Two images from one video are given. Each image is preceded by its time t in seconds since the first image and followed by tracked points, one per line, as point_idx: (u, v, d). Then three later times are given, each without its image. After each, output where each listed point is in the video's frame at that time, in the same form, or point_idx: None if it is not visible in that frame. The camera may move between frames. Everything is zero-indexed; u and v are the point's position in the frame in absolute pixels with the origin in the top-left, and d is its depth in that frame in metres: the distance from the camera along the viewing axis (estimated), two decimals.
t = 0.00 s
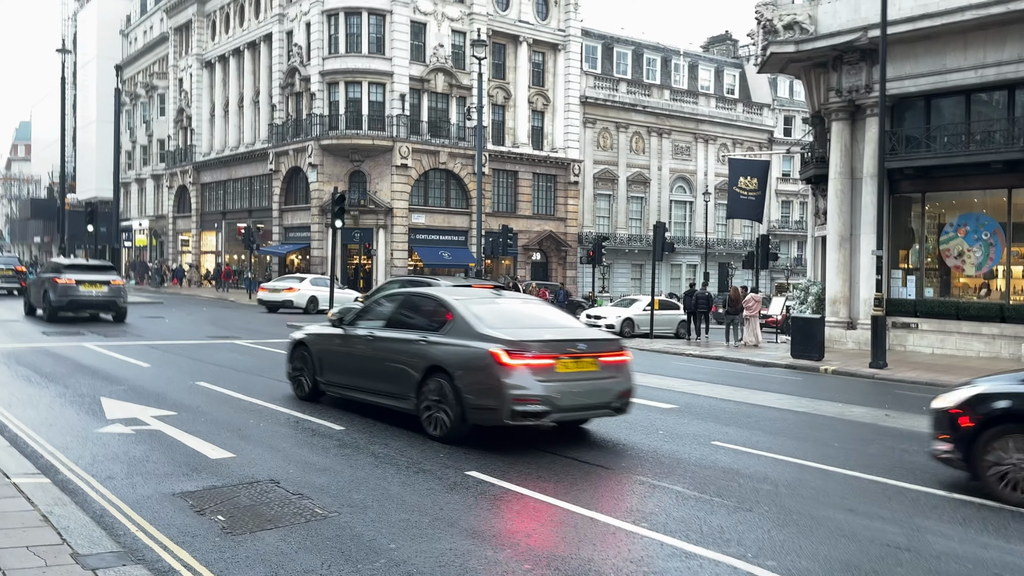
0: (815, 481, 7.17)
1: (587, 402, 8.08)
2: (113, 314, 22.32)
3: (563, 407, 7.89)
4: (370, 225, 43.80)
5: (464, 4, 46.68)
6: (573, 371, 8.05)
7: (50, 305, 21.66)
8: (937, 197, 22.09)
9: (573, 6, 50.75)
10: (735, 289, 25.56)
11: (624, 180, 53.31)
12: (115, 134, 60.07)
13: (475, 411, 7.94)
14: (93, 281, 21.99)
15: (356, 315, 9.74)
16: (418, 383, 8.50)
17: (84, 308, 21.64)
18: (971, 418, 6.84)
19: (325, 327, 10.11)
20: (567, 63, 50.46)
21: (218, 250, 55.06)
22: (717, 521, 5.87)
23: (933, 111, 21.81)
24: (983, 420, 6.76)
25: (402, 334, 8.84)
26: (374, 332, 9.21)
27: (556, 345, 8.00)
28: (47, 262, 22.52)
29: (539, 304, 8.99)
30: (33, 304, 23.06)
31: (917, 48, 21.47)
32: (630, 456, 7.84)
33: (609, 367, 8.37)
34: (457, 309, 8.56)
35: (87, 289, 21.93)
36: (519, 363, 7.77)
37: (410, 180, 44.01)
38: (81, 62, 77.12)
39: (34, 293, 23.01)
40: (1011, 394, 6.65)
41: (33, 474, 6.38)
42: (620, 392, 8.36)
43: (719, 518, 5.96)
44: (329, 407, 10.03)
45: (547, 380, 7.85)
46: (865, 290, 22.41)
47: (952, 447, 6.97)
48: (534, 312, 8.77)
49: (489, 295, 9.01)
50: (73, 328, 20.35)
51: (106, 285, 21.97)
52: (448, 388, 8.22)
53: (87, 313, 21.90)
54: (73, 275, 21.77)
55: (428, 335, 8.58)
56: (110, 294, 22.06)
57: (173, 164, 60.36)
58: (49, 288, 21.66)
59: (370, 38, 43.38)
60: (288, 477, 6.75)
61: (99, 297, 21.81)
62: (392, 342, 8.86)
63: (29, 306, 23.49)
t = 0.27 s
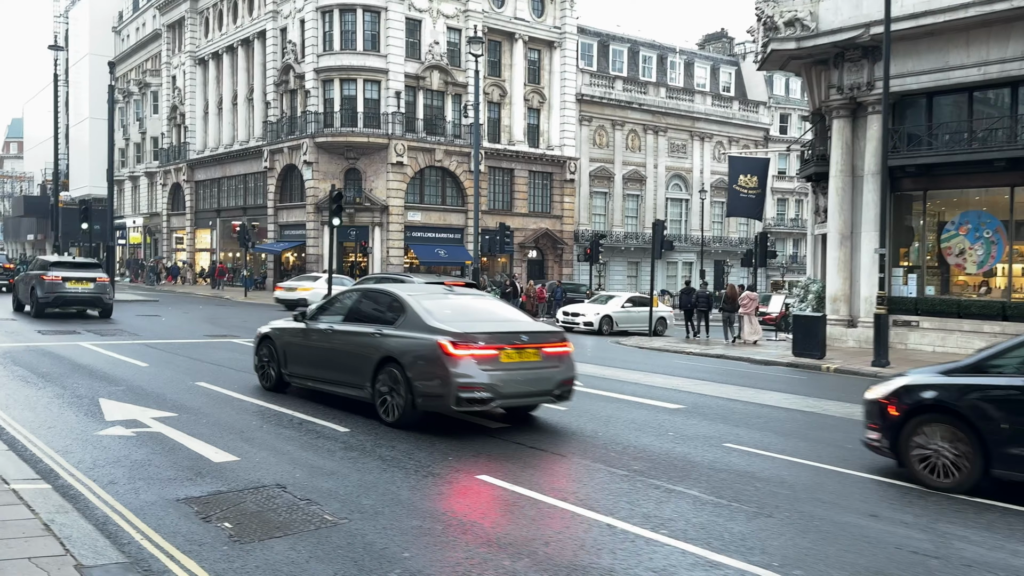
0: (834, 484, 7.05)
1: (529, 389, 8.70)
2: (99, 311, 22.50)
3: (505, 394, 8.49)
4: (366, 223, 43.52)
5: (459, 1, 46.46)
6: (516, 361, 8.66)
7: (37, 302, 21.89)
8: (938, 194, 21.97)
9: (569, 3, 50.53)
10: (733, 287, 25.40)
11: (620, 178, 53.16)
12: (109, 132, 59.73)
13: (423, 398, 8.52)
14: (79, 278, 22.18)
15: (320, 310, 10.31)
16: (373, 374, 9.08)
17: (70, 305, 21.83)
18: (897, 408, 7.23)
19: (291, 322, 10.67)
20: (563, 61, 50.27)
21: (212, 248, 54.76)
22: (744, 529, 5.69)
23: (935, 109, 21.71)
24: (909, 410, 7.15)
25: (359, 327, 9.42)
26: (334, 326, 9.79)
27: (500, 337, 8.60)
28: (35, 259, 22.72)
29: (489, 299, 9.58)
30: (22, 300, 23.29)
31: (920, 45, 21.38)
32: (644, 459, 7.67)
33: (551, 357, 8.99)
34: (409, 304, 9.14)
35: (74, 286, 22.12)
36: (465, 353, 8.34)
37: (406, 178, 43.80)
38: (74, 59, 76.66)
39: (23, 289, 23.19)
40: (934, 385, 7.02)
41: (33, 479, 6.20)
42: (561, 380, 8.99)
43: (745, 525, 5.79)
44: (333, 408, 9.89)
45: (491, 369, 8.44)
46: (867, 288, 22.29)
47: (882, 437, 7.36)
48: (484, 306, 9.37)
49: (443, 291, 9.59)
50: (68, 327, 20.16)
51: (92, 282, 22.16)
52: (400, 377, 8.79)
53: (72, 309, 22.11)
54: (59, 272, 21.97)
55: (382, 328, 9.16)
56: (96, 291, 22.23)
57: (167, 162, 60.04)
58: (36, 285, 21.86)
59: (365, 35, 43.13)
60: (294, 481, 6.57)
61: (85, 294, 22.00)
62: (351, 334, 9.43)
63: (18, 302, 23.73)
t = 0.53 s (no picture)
0: (851, 487, 6.93)
1: (487, 379, 9.24)
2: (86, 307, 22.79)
3: (464, 384, 9.02)
4: (362, 221, 43.28)
5: None
6: (475, 353, 9.19)
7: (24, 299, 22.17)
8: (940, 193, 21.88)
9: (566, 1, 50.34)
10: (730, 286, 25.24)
11: (617, 177, 53.05)
12: (103, 130, 59.41)
13: (388, 387, 9.03)
14: (66, 276, 22.46)
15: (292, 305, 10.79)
16: (341, 365, 9.58)
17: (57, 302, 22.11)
18: (842, 399, 7.53)
19: (263, 318, 11.16)
20: (560, 59, 50.09)
21: (208, 247, 54.52)
22: (766, 535, 5.56)
23: (936, 107, 21.62)
24: (853, 401, 7.45)
25: (329, 321, 9.89)
26: (305, 321, 10.28)
27: (460, 330, 9.13)
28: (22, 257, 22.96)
29: (451, 295, 10.10)
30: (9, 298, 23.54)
31: (921, 43, 21.27)
32: (656, 462, 7.53)
33: (510, 349, 9.52)
34: (376, 299, 9.64)
35: (61, 284, 22.39)
36: (426, 346, 8.85)
37: (402, 176, 43.61)
38: (68, 57, 76.26)
39: (11, 288, 23.55)
40: (875, 377, 7.33)
41: (33, 484, 6.04)
42: (519, 371, 9.54)
43: (769, 530, 5.65)
44: (336, 410, 9.75)
45: (451, 360, 8.97)
46: (869, 287, 22.19)
47: (827, 427, 7.66)
48: (447, 302, 9.89)
49: (409, 287, 10.10)
50: (64, 326, 19.95)
51: (79, 280, 22.42)
52: (365, 369, 9.29)
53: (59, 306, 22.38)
54: (47, 270, 22.25)
55: (350, 322, 9.65)
56: (83, 288, 22.51)
57: (162, 160, 59.76)
58: (23, 283, 22.26)
59: (361, 32, 42.93)
60: (300, 485, 6.41)
61: (72, 291, 22.29)
62: (320, 329, 9.92)
63: (6, 300, 23.96)
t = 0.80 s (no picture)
0: (871, 490, 6.79)
1: (442, 371, 9.79)
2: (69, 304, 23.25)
3: (420, 375, 9.56)
4: (356, 220, 42.98)
5: None
6: (431, 346, 9.75)
7: (9, 296, 22.58)
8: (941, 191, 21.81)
9: None
10: (728, 285, 25.11)
11: (612, 175, 52.92)
12: (96, 128, 59.01)
13: (348, 378, 9.55)
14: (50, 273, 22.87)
15: (260, 301, 11.32)
16: (305, 358, 10.11)
17: (41, 299, 22.53)
18: (778, 388, 7.85)
19: (232, 314, 11.67)
20: (555, 57, 49.85)
21: (201, 245, 54.17)
22: (790, 542, 5.41)
23: (936, 105, 21.53)
24: (790, 389, 7.75)
25: (293, 316, 10.43)
26: (272, 317, 10.81)
27: (417, 325, 9.69)
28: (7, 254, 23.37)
29: (411, 293, 10.67)
30: None
31: (921, 40, 21.19)
32: (672, 465, 7.38)
33: (465, 343, 10.10)
34: (338, 295, 10.18)
35: (45, 281, 22.79)
36: (383, 338, 9.38)
37: (397, 175, 43.40)
38: (59, 54, 75.72)
39: None
40: (809, 367, 7.62)
41: (35, 490, 5.86)
42: (474, 364, 10.12)
43: (794, 537, 5.50)
44: (340, 411, 9.59)
45: (408, 352, 9.52)
46: (869, 285, 22.11)
47: (766, 415, 7.97)
48: (406, 298, 10.45)
49: (370, 284, 10.66)
50: (59, 326, 19.72)
51: (63, 277, 22.85)
52: (328, 361, 9.82)
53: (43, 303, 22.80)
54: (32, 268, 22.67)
55: (314, 316, 10.18)
56: (68, 285, 22.94)
57: (155, 158, 59.38)
58: (9, 280, 22.68)
59: (356, 30, 42.66)
60: (310, 491, 6.25)
61: (56, 289, 22.70)
62: (286, 324, 10.46)
63: None
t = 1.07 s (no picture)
0: (891, 494, 6.64)
1: (402, 363, 10.29)
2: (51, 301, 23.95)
3: (380, 368, 10.04)
4: (352, 218, 42.91)
5: None
6: (391, 340, 10.23)
7: None
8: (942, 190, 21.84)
9: None
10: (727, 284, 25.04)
11: (608, 173, 52.80)
12: (87, 126, 58.61)
13: (311, 371, 10.04)
14: (33, 270, 23.56)
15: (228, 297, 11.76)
16: (270, 353, 10.58)
17: (25, 295, 23.21)
18: (713, 377, 8.24)
19: (200, 309, 12.09)
20: (550, 55, 49.63)
21: (194, 244, 53.88)
22: (816, 549, 5.27)
23: (936, 103, 21.46)
24: (721, 379, 8.17)
25: (259, 311, 10.89)
26: (238, 312, 11.26)
27: (377, 320, 10.17)
28: None
29: (372, 288, 11.13)
30: None
31: (922, 38, 21.11)
32: (687, 469, 7.23)
33: (424, 336, 10.59)
34: (303, 291, 10.63)
35: (29, 277, 23.52)
36: (344, 333, 9.87)
37: (392, 173, 43.22)
38: (50, 51, 75.18)
39: None
40: (743, 358, 8.03)
41: (35, 498, 5.67)
42: (432, 356, 10.62)
43: (819, 544, 5.36)
44: (345, 414, 9.43)
45: (368, 347, 9.99)
46: (869, 283, 22.03)
47: (700, 405, 8.39)
48: (368, 294, 10.91)
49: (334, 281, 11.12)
50: (52, 326, 19.45)
51: (47, 274, 23.59)
52: (292, 355, 10.29)
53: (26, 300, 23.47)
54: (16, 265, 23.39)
55: (278, 312, 10.64)
56: (51, 282, 23.69)
57: (147, 156, 59.00)
58: None
59: (349, 27, 42.43)
60: (318, 497, 6.08)
61: (40, 285, 23.41)
62: (252, 319, 10.92)
63: None
